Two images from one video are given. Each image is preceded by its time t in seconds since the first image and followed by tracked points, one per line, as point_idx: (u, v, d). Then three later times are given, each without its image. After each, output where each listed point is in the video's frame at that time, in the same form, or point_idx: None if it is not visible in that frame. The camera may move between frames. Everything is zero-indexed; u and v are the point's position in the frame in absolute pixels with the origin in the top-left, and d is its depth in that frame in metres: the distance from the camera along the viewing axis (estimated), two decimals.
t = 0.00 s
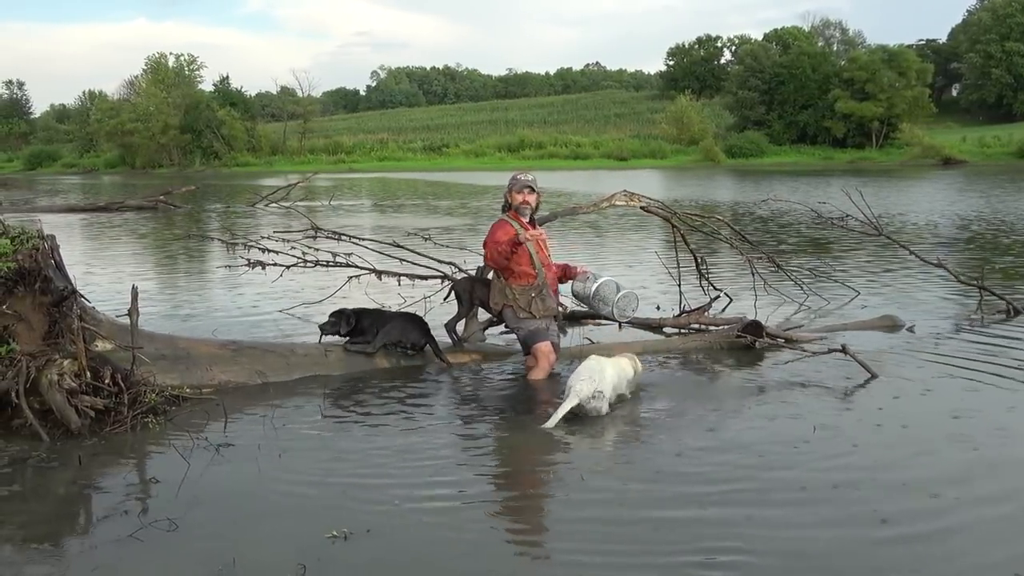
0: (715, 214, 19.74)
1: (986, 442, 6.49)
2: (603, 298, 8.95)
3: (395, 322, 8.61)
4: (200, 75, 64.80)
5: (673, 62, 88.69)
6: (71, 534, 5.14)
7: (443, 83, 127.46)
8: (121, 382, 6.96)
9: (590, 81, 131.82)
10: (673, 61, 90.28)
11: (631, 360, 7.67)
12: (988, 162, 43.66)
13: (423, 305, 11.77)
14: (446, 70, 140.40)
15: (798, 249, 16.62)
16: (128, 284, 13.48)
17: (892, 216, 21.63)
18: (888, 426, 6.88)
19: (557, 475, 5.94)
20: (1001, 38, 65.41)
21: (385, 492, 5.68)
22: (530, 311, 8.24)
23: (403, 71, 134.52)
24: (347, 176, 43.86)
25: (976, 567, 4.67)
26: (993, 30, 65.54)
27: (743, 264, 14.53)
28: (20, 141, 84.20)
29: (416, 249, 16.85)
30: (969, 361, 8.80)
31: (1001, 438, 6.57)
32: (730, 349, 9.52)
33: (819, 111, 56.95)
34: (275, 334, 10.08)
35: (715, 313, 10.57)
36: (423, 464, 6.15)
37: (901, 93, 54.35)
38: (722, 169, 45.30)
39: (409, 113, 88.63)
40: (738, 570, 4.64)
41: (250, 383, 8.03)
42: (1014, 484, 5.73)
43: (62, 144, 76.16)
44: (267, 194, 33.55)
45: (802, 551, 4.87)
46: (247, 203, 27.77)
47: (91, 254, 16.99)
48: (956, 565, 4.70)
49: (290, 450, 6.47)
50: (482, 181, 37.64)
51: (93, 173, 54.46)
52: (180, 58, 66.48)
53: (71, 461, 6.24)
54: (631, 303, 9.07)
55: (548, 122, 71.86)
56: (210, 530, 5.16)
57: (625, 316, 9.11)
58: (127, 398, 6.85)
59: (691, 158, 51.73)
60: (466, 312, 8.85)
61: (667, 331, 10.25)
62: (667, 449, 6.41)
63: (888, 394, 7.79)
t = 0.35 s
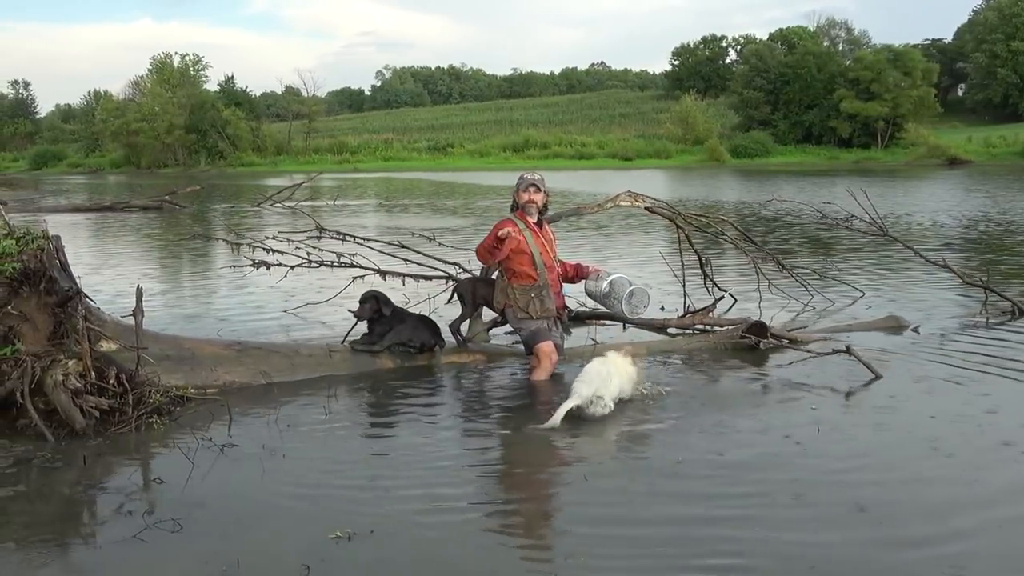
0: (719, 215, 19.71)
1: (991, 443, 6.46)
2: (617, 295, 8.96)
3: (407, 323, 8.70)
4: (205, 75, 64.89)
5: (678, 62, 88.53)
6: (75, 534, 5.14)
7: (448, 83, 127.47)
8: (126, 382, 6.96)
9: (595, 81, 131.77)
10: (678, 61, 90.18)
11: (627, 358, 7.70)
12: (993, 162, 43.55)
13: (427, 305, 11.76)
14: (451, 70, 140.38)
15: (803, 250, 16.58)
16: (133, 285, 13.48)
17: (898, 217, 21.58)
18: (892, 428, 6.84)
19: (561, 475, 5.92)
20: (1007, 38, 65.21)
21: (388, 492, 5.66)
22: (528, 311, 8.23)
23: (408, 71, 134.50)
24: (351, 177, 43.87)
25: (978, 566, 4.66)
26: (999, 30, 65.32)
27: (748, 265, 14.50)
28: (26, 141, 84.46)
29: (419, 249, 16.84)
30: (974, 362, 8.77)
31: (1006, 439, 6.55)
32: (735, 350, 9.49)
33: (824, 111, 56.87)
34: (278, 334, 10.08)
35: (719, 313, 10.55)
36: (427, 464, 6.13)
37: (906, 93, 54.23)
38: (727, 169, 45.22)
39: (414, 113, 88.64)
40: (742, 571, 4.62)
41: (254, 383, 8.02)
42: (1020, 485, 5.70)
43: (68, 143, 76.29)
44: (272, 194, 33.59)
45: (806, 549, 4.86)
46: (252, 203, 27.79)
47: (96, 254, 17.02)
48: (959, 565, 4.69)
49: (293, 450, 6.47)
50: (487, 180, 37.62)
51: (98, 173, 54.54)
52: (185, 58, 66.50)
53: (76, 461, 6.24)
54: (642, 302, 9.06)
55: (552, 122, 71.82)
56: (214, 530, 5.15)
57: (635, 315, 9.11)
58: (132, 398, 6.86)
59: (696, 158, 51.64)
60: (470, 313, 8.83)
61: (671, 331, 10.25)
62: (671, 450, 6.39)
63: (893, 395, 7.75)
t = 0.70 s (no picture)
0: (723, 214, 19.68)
1: (998, 443, 6.43)
2: (622, 298, 8.91)
3: (414, 326, 8.66)
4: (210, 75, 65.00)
5: (683, 62, 88.46)
6: (81, 532, 5.15)
7: (453, 82, 127.57)
8: (131, 380, 6.98)
9: (600, 80, 131.76)
10: (682, 60, 90.07)
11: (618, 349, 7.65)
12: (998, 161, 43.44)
13: (432, 304, 11.75)
14: (456, 69, 140.40)
15: (808, 249, 16.54)
16: (138, 283, 13.51)
17: (903, 216, 21.52)
18: (897, 427, 6.83)
19: (565, 474, 5.92)
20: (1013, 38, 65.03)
21: (393, 492, 5.65)
22: (532, 311, 8.23)
23: (412, 71, 134.58)
24: (356, 176, 43.89)
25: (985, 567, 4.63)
26: (1005, 29, 65.14)
27: (752, 264, 14.47)
28: (32, 140, 84.75)
29: (424, 248, 16.83)
30: (978, 361, 8.73)
31: (1011, 438, 6.52)
32: (740, 349, 9.47)
33: (829, 111, 56.81)
34: (283, 333, 10.08)
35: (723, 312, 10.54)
36: (430, 464, 6.13)
37: (911, 93, 54.12)
38: (732, 169, 45.18)
39: (419, 113, 88.70)
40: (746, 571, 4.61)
41: (260, 381, 8.03)
42: None
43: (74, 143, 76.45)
44: (276, 194, 33.64)
45: (811, 548, 4.85)
46: (257, 202, 27.82)
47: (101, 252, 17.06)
48: (966, 566, 4.66)
49: (299, 448, 6.47)
50: (492, 180, 37.61)
51: (104, 173, 54.61)
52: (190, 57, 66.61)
53: (81, 459, 6.26)
54: (646, 306, 8.99)
55: (557, 121, 71.84)
56: (218, 529, 5.16)
57: (638, 318, 9.04)
58: (137, 397, 6.89)
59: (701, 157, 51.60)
60: (474, 312, 8.85)
61: (675, 330, 10.26)
62: (675, 449, 6.38)
63: (897, 395, 7.73)
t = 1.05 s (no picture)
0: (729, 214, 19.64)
1: (1006, 443, 6.41)
2: (626, 300, 8.88)
3: (421, 334, 8.48)
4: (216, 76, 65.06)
5: (688, 63, 88.39)
6: (88, 530, 5.17)
7: (458, 83, 127.62)
8: (138, 379, 6.99)
9: (605, 81, 131.70)
10: (687, 60, 89.95)
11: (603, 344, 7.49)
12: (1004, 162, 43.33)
13: (437, 304, 11.75)
14: (461, 70, 140.39)
15: (814, 249, 16.50)
16: (144, 283, 13.53)
17: (909, 216, 21.46)
18: (903, 427, 6.82)
19: (571, 474, 5.91)
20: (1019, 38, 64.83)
21: (400, 491, 5.64)
22: (539, 311, 8.23)
23: (418, 71, 134.70)
24: (361, 176, 43.90)
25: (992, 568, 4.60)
26: (1011, 29, 64.94)
27: (758, 265, 14.43)
28: (38, 140, 85.01)
29: (429, 248, 16.81)
30: (985, 361, 8.71)
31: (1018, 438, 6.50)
32: (745, 349, 9.46)
33: (835, 111, 56.70)
34: (289, 333, 10.09)
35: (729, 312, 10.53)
36: (436, 463, 6.12)
37: (917, 93, 53.99)
38: (738, 169, 45.08)
39: (424, 113, 88.71)
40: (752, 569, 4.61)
41: (266, 381, 8.04)
42: None
43: (80, 144, 76.60)
44: (282, 194, 33.67)
45: (816, 547, 4.83)
46: (262, 203, 27.83)
47: (106, 252, 17.08)
48: (973, 566, 4.63)
49: (305, 448, 6.47)
50: (497, 181, 37.59)
51: (109, 173, 54.74)
52: (196, 58, 66.74)
53: (88, 458, 6.28)
54: (650, 309, 8.99)
55: (562, 122, 71.78)
56: (224, 527, 5.16)
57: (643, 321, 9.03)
58: (143, 396, 6.90)
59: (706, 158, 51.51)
60: (481, 312, 8.86)
61: (681, 330, 10.25)
62: (681, 448, 6.37)
63: (903, 394, 7.71)
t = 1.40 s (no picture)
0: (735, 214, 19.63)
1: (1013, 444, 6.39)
2: (634, 298, 8.89)
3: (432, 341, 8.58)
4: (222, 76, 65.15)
5: (694, 63, 88.28)
6: (95, 530, 5.17)
7: (464, 83, 127.65)
8: (145, 379, 7.00)
9: (611, 81, 131.66)
10: (693, 61, 89.86)
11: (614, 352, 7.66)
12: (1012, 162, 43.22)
13: (444, 305, 11.76)
14: (467, 70, 140.46)
15: (820, 250, 16.48)
16: (151, 283, 13.56)
17: (916, 217, 21.42)
18: (908, 427, 6.81)
19: (577, 474, 5.91)
20: None
21: (405, 491, 5.64)
22: (546, 311, 8.23)
23: (424, 71, 134.82)
24: (367, 176, 43.95)
25: (994, 569, 4.61)
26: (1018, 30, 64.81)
27: (764, 265, 14.41)
28: (44, 141, 85.22)
29: (435, 248, 16.81)
30: (992, 362, 8.69)
31: None
32: (751, 349, 9.45)
33: (841, 111, 56.59)
34: (295, 333, 10.10)
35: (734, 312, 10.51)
36: (441, 463, 6.13)
37: (924, 93, 53.89)
38: (745, 170, 45.00)
39: (430, 113, 88.75)
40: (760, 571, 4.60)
41: (272, 380, 8.05)
42: None
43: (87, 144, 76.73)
44: (288, 194, 33.69)
45: (823, 548, 4.83)
46: (269, 203, 27.85)
47: (114, 252, 17.13)
48: (974, 566, 4.64)
49: (312, 447, 6.47)
50: (502, 181, 37.60)
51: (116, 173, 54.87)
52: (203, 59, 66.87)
53: (95, 457, 6.29)
54: (659, 305, 8.99)
55: (568, 122, 71.76)
56: (231, 527, 5.16)
57: (653, 318, 9.06)
58: (150, 395, 6.91)
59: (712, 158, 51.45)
60: (488, 313, 8.87)
61: (687, 330, 10.24)
62: (687, 449, 6.37)
63: (910, 395, 7.70)
